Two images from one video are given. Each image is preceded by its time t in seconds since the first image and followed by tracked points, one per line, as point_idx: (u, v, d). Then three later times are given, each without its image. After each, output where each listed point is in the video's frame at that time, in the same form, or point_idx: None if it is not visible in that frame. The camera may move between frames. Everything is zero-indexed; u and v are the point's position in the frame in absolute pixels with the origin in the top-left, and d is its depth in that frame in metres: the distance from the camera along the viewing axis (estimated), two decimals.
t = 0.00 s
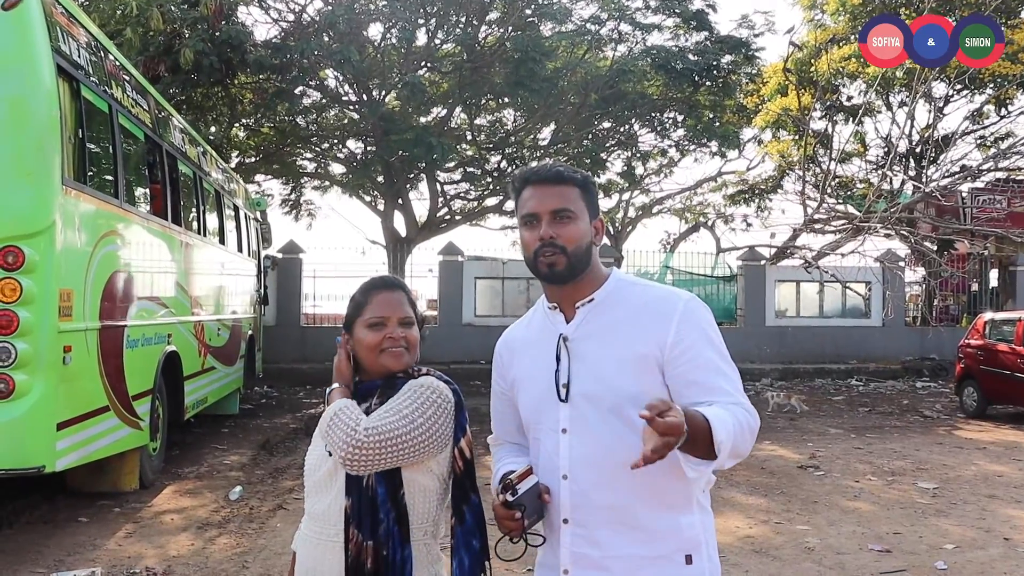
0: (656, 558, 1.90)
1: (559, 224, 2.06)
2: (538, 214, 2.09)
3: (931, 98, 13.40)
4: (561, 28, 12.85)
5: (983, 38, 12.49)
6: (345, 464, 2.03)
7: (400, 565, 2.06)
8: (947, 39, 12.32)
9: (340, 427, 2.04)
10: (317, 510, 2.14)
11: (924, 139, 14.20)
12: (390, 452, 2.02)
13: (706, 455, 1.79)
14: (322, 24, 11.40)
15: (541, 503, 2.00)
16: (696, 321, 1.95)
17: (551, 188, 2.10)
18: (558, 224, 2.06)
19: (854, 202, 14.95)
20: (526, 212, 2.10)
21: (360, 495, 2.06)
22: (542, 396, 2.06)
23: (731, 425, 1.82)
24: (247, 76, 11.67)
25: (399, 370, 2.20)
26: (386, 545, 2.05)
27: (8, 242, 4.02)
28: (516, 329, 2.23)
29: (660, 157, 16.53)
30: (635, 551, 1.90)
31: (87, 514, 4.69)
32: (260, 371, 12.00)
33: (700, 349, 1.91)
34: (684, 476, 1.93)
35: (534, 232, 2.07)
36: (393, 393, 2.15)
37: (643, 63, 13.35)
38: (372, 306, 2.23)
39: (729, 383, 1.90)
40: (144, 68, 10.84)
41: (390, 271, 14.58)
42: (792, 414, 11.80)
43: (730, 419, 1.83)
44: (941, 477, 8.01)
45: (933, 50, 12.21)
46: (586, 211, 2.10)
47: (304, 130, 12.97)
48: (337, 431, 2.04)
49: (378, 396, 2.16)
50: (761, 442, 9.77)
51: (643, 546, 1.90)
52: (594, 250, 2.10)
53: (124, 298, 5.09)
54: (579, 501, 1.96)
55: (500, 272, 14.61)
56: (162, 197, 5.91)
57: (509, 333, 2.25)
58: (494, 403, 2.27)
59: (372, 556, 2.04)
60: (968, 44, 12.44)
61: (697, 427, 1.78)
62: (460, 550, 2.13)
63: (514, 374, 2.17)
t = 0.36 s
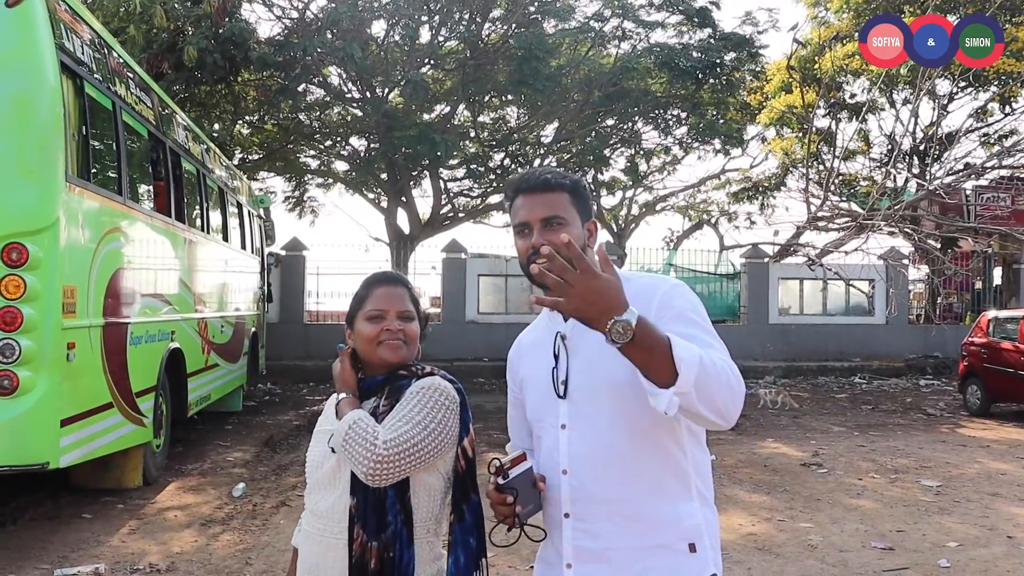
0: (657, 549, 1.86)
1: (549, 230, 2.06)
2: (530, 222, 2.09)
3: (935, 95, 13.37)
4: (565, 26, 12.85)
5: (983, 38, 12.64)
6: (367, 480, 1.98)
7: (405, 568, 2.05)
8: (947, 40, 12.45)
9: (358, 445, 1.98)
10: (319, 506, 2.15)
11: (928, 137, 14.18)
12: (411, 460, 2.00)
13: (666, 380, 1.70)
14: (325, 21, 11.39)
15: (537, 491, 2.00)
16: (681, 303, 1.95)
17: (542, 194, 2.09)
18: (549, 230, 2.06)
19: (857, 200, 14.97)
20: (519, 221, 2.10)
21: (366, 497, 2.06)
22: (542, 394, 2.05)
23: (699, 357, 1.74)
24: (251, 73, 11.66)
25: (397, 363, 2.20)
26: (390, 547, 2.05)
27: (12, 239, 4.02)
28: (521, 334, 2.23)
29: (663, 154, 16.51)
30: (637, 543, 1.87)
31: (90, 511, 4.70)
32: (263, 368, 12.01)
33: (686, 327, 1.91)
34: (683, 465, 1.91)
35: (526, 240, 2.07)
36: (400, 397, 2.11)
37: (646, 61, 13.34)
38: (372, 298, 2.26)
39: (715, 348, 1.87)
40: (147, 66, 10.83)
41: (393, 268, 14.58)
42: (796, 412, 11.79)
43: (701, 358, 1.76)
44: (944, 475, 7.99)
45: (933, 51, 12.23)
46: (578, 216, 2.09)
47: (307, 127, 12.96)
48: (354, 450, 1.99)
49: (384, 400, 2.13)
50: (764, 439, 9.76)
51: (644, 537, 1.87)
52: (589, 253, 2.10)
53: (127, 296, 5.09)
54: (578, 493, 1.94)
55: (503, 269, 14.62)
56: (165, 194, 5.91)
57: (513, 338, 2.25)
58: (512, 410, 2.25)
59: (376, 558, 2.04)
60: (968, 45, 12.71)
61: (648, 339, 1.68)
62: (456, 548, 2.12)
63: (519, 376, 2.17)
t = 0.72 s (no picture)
0: (640, 538, 1.88)
1: (537, 226, 2.06)
2: (520, 218, 2.09)
3: (937, 93, 13.34)
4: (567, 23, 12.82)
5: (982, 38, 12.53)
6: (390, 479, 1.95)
7: (412, 568, 2.04)
8: (947, 39, 12.28)
9: (390, 440, 1.93)
10: (320, 504, 2.14)
11: (931, 135, 14.16)
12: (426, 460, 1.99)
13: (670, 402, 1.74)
14: (328, 17, 11.40)
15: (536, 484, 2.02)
16: (669, 302, 1.95)
17: (533, 192, 2.09)
18: (538, 226, 2.06)
19: (860, 197, 14.97)
20: (511, 217, 2.11)
21: (370, 496, 2.05)
22: (535, 386, 2.09)
23: (698, 376, 1.76)
24: (253, 70, 11.66)
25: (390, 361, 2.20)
26: (396, 546, 2.04)
27: (15, 235, 4.02)
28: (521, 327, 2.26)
29: (666, 151, 16.50)
30: (620, 530, 1.89)
31: (93, 507, 4.71)
32: (265, 365, 12.01)
33: (674, 325, 1.91)
34: (668, 455, 1.92)
35: (515, 235, 2.08)
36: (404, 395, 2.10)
37: (649, 58, 13.33)
38: (358, 299, 2.24)
39: (703, 349, 1.88)
40: (149, 62, 10.83)
41: (396, 265, 14.59)
42: (798, 409, 11.78)
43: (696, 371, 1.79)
44: (947, 472, 7.99)
45: (933, 50, 12.15)
46: (569, 212, 2.08)
47: (310, 124, 12.95)
48: (379, 447, 1.93)
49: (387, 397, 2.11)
50: (766, 437, 9.76)
51: (627, 525, 1.89)
52: (579, 249, 2.11)
53: (130, 293, 5.09)
54: (566, 482, 1.97)
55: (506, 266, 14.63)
56: (168, 190, 5.91)
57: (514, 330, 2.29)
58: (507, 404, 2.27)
59: (383, 557, 2.03)
60: (967, 44, 12.59)
61: (655, 371, 1.72)
62: (463, 544, 2.14)
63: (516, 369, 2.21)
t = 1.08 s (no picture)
0: (629, 521, 1.95)
1: (550, 220, 2.07)
2: (531, 211, 2.09)
3: (942, 89, 13.31)
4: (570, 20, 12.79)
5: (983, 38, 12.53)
6: (443, 416, 2.03)
7: (415, 564, 2.02)
8: (947, 39, 12.24)
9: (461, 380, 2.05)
10: (321, 501, 2.14)
11: (935, 131, 14.11)
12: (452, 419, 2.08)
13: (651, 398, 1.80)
14: (330, 15, 11.40)
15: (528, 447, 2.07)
16: (669, 298, 1.98)
17: (541, 186, 2.09)
18: (550, 220, 2.07)
19: (864, 194, 14.96)
20: (520, 212, 2.10)
21: (373, 492, 2.02)
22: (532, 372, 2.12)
23: (679, 373, 1.81)
24: (256, 68, 11.64)
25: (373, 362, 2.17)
26: (400, 541, 2.01)
27: (18, 233, 4.02)
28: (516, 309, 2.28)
29: (668, 149, 16.48)
30: (610, 513, 1.96)
31: (97, 504, 4.72)
32: (269, 362, 12.02)
33: (671, 321, 1.95)
34: (658, 444, 1.98)
35: (528, 229, 2.08)
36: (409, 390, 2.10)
37: (652, 55, 13.30)
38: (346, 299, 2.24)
39: (696, 345, 1.91)
40: (152, 60, 10.82)
41: (399, 263, 14.59)
42: (802, 406, 11.77)
43: (681, 369, 1.84)
44: (950, 469, 7.98)
45: (933, 50, 12.11)
46: (575, 206, 2.10)
47: (313, 122, 12.94)
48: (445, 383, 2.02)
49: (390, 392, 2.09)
50: (769, 434, 9.75)
51: (617, 507, 1.96)
52: (584, 241, 2.12)
53: (133, 290, 5.10)
54: (560, 466, 2.02)
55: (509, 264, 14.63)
56: (171, 188, 5.91)
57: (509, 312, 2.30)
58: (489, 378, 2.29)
59: (387, 553, 2.01)
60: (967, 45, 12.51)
61: (635, 373, 1.78)
62: (462, 533, 2.13)
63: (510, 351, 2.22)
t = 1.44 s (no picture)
0: (630, 510, 1.96)
1: (551, 218, 2.07)
2: (532, 209, 2.08)
3: (945, 86, 13.28)
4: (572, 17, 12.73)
5: (983, 38, 12.51)
6: (442, 377, 2.03)
7: (417, 554, 2.02)
8: (946, 40, 12.22)
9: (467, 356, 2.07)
10: (317, 495, 2.12)
11: (937, 129, 14.09)
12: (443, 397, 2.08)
13: (670, 386, 1.87)
14: (332, 12, 11.42)
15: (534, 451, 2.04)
16: (673, 293, 2.03)
17: (543, 184, 2.09)
18: (551, 218, 2.07)
19: (866, 191, 14.93)
20: (520, 208, 2.09)
21: (374, 483, 2.03)
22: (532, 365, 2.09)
23: (695, 360, 1.89)
24: (258, 65, 11.63)
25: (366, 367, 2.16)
26: (402, 531, 2.02)
27: (18, 230, 4.02)
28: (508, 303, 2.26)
29: (670, 146, 16.47)
30: (613, 502, 1.96)
31: (98, 501, 4.72)
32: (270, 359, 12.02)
33: (679, 316, 2.00)
34: (657, 433, 2.00)
35: (528, 226, 2.07)
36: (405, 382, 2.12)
37: (654, 52, 13.29)
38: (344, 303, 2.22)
39: (703, 336, 1.99)
40: (154, 58, 10.82)
41: (401, 260, 14.58)
42: (803, 404, 11.76)
43: (697, 358, 1.92)
44: (952, 466, 7.97)
45: (932, 50, 12.10)
46: (575, 205, 2.10)
47: (314, 119, 12.94)
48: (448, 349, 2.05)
49: (384, 386, 2.11)
50: (771, 431, 9.75)
51: (619, 497, 1.96)
52: (583, 240, 2.12)
53: (134, 287, 5.10)
54: (561, 458, 2.01)
55: (510, 261, 14.63)
56: (172, 185, 5.91)
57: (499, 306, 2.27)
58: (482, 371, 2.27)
59: (389, 544, 2.01)
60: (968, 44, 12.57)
61: (656, 361, 1.84)
62: (456, 524, 2.12)
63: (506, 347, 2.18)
